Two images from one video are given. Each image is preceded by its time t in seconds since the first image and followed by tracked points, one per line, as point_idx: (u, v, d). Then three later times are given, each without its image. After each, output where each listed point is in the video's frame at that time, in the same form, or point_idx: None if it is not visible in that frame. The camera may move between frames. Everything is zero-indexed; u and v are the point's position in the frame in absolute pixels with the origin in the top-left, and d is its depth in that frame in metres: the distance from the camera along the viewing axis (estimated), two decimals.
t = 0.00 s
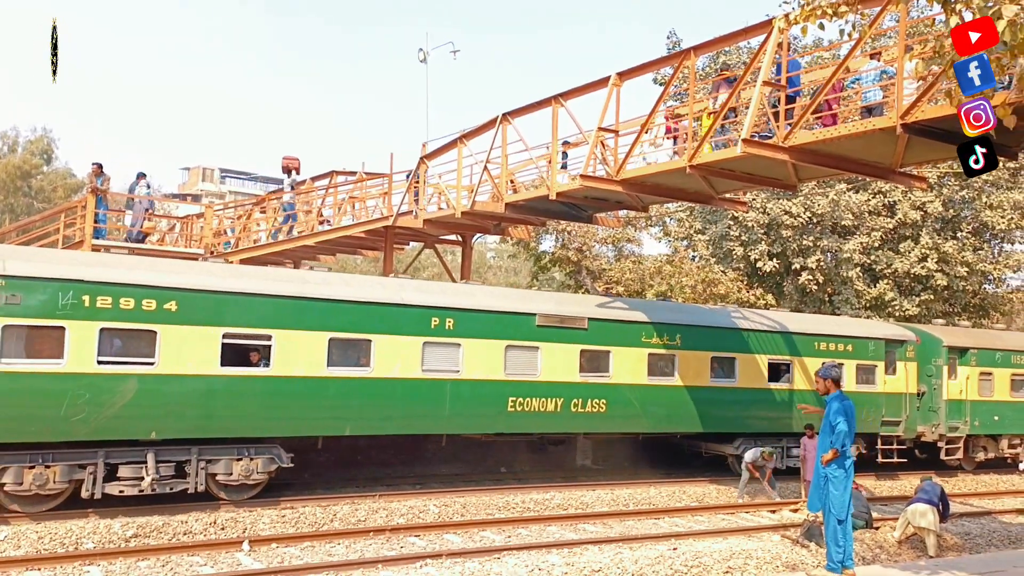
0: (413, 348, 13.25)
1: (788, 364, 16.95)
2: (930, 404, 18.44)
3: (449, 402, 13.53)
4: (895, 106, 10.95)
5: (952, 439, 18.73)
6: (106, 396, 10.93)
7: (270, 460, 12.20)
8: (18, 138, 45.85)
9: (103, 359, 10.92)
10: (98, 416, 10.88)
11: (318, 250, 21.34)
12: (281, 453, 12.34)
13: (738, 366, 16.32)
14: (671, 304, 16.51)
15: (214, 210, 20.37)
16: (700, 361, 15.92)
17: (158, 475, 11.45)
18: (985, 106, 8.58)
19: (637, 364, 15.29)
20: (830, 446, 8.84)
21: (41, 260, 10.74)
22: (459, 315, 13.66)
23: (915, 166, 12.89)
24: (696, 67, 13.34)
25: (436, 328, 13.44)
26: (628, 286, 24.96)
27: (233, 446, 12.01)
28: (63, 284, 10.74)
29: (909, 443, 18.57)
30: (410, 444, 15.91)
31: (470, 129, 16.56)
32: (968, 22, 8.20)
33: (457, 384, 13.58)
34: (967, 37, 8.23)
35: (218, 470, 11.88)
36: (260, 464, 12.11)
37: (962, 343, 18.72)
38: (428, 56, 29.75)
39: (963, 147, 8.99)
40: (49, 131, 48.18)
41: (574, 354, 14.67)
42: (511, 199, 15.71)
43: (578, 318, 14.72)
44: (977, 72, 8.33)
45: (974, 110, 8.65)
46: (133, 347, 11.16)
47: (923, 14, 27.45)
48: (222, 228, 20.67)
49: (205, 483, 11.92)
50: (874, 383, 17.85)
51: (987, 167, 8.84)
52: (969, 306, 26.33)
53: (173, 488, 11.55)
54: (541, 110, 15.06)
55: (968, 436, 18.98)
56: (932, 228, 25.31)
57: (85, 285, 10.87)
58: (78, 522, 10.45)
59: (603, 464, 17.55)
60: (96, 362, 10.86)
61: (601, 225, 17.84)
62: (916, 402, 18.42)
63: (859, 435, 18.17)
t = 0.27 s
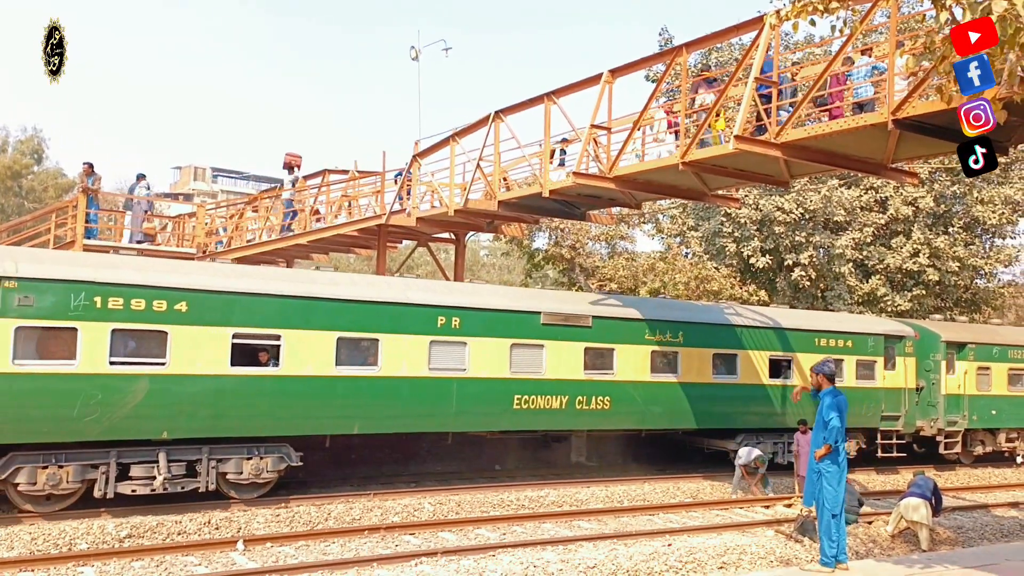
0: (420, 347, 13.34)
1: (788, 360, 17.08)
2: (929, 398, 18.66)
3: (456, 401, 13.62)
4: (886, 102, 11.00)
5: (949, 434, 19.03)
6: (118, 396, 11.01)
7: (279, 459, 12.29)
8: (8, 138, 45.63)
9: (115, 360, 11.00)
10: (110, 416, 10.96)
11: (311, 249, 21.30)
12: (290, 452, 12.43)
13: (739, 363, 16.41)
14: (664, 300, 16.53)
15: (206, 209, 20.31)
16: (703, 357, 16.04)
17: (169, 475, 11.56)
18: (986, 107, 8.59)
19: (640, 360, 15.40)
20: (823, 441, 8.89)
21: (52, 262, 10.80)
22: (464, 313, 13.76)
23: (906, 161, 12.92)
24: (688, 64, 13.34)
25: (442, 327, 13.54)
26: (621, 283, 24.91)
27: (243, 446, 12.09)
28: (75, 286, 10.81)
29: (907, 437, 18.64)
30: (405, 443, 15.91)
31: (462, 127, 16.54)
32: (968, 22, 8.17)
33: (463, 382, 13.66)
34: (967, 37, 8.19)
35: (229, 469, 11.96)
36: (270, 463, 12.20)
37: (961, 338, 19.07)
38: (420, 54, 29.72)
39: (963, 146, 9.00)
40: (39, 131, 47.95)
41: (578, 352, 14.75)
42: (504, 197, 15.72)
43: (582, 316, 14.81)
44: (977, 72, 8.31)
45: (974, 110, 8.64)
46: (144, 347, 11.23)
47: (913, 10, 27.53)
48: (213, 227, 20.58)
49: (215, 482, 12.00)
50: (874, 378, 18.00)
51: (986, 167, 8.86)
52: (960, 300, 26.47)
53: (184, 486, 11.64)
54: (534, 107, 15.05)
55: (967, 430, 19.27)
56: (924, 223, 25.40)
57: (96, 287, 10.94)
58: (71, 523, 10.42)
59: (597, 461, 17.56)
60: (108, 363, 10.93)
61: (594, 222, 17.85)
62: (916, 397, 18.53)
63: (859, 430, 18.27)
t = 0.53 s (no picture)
0: (427, 347, 13.43)
1: (788, 357, 17.21)
2: (927, 394, 18.88)
3: (463, 399, 13.69)
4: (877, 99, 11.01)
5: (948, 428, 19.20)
6: (130, 397, 11.04)
7: (288, 458, 12.34)
8: None
9: (127, 361, 11.02)
10: (123, 417, 10.99)
11: (303, 248, 21.26)
12: (299, 451, 12.49)
13: (741, 360, 16.52)
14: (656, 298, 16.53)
15: (198, 209, 20.24)
16: (705, 355, 16.17)
17: (180, 474, 11.55)
18: (986, 107, 8.60)
19: (642, 359, 15.50)
20: (815, 436, 8.95)
21: (64, 263, 10.78)
22: (470, 312, 13.85)
23: (896, 157, 12.96)
24: (680, 62, 13.35)
25: (448, 326, 13.63)
26: (614, 280, 24.89)
27: (253, 445, 12.13)
28: (86, 287, 10.80)
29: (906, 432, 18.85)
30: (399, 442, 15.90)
31: (454, 125, 16.53)
32: (968, 22, 8.22)
33: (470, 380, 13.77)
34: (966, 38, 8.25)
35: (239, 468, 11.99)
36: (279, 462, 12.25)
37: (958, 334, 19.26)
38: (412, 52, 29.70)
39: (963, 147, 8.99)
40: (29, 132, 47.73)
41: (581, 350, 14.84)
42: (497, 195, 15.71)
43: (586, 315, 14.91)
44: (977, 72, 8.38)
45: (974, 111, 8.66)
46: (155, 348, 11.26)
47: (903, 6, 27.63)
48: (205, 227, 20.50)
49: (225, 481, 12.03)
50: (873, 374, 18.15)
51: (986, 168, 8.82)
52: (951, 296, 26.60)
53: (195, 486, 11.66)
54: (526, 105, 15.04)
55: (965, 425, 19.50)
56: (915, 219, 25.49)
57: (108, 288, 10.94)
58: (63, 524, 10.37)
59: (590, 458, 17.57)
60: (120, 364, 10.96)
61: (586, 220, 17.85)
62: (914, 393, 18.74)
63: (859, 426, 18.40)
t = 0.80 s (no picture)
0: (430, 345, 13.51)
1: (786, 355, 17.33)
2: (922, 391, 19.00)
3: (466, 398, 13.79)
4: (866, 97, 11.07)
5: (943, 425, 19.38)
6: (138, 397, 11.14)
7: (294, 457, 12.44)
8: None
9: (135, 361, 11.13)
10: (131, 417, 11.09)
11: (294, 247, 21.22)
12: (305, 451, 12.59)
13: (739, 359, 16.66)
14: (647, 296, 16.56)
15: (187, 208, 20.18)
16: (704, 354, 16.31)
17: (188, 474, 11.65)
18: (985, 108, 8.53)
19: (642, 357, 15.61)
20: (810, 433, 8.96)
21: (73, 265, 10.89)
22: (474, 312, 13.92)
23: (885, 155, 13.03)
24: (670, 61, 13.37)
25: (452, 325, 13.70)
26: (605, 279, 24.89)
27: (259, 444, 12.22)
28: (94, 289, 10.89)
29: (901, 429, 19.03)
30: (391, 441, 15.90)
31: (445, 124, 16.53)
32: (967, 22, 8.18)
33: (474, 379, 13.86)
34: (966, 37, 8.19)
35: (246, 468, 12.12)
36: (286, 462, 12.35)
37: (952, 331, 19.35)
38: (402, 50, 29.65)
39: (963, 146, 8.91)
40: (16, 132, 47.45)
41: (582, 348, 14.94)
42: (487, 194, 15.72)
43: (587, 314, 15.03)
44: (977, 73, 8.24)
45: (973, 110, 8.57)
46: (163, 348, 11.37)
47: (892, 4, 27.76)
48: (194, 227, 20.43)
49: (232, 481, 12.14)
50: (870, 372, 18.29)
51: (985, 168, 8.75)
52: (940, 293, 26.74)
53: (202, 485, 11.76)
54: (516, 104, 15.05)
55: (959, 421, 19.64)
56: (904, 217, 25.60)
57: (116, 289, 11.03)
58: (53, 526, 10.34)
59: (582, 457, 17.59)
60: (129, 364, 11.06)
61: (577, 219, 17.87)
62: (909, 390, 18.87)
63: (855, 423, 18.56)
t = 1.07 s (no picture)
0: (433, 345, 13.60)
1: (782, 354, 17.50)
2: (916, 389, 19.12)
3: (468, 397, 13.88)
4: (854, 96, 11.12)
5: (935, 422, 19.53)
6: (145, 396, 11.22)
7: (299, 456, 12.50)
8: None
9: (143, 361, 11.22)
10: (138, 416, 11.17)
11: (283, 246, 21.17)
12: (309, 450, 12.66)
13: (736, 357, 16.81)
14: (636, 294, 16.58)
15: (176, 207, 20.11)
16: (703, 352, 16.44)
17: (194, 473, 11.72)
18: (984, 109, 8.72)
19: (641, 355, 15.75)
20: (801, 432, 9.00)
21: (81, 265, 10.99)
22: (476, 312, 14.02)
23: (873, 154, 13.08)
24: (659, 60, 13.40)
25: (454, 325, 13.79)
26: (595, 278, 24.89)
27: (264, 444, 12.30)
28: (102, 288, 10.98)
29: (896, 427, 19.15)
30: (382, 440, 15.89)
31: (434, 123, 16.52)
32: (966, 22, 8.35)
33: (476, 378, 13.95)
34: (964, 37, 8.38)
35: (250, 466, 12.16)
36: (290, 460, 12.40)
37: (945, 331, 19.57)
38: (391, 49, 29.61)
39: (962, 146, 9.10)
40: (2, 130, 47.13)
41: (582, 348, 15.08)
42: (477, 192, 15.72)
43: (587, 313, 15.16)
44: (975, 73, 8.48)
45: (972, 110, 8.75)
46: (169, 348, 11.45)
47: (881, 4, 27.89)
48: (182, 226, 20.36)
49: (237, 479, 12.20)
50: (864, 370, 18.43)
51: (982, 169, 8.95)
52: (927, 292, 26.88)
53: (208, 484, 11.82)
54: (506, 102, 15.05)
55: (952, 419, 19.79)
56: (891, 216, 25.73)
57: (122, 289, 11.12)
58: (40, 527, 10.29)
59: (572, 455, 17.62)
60: (136, 364, 11.15)
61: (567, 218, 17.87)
62: (903, 388, 19.00)
63: (850, 421, 18.69)
